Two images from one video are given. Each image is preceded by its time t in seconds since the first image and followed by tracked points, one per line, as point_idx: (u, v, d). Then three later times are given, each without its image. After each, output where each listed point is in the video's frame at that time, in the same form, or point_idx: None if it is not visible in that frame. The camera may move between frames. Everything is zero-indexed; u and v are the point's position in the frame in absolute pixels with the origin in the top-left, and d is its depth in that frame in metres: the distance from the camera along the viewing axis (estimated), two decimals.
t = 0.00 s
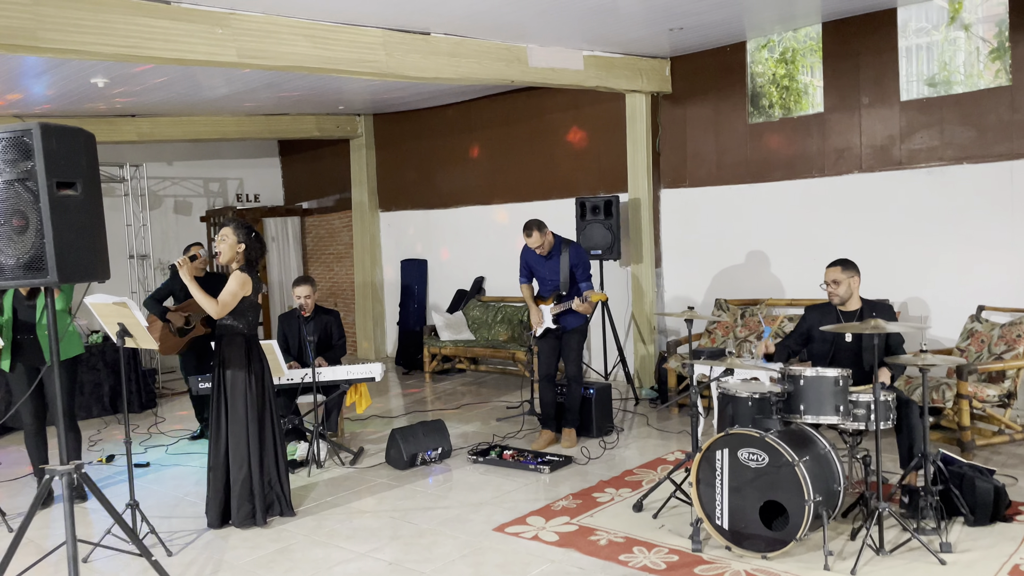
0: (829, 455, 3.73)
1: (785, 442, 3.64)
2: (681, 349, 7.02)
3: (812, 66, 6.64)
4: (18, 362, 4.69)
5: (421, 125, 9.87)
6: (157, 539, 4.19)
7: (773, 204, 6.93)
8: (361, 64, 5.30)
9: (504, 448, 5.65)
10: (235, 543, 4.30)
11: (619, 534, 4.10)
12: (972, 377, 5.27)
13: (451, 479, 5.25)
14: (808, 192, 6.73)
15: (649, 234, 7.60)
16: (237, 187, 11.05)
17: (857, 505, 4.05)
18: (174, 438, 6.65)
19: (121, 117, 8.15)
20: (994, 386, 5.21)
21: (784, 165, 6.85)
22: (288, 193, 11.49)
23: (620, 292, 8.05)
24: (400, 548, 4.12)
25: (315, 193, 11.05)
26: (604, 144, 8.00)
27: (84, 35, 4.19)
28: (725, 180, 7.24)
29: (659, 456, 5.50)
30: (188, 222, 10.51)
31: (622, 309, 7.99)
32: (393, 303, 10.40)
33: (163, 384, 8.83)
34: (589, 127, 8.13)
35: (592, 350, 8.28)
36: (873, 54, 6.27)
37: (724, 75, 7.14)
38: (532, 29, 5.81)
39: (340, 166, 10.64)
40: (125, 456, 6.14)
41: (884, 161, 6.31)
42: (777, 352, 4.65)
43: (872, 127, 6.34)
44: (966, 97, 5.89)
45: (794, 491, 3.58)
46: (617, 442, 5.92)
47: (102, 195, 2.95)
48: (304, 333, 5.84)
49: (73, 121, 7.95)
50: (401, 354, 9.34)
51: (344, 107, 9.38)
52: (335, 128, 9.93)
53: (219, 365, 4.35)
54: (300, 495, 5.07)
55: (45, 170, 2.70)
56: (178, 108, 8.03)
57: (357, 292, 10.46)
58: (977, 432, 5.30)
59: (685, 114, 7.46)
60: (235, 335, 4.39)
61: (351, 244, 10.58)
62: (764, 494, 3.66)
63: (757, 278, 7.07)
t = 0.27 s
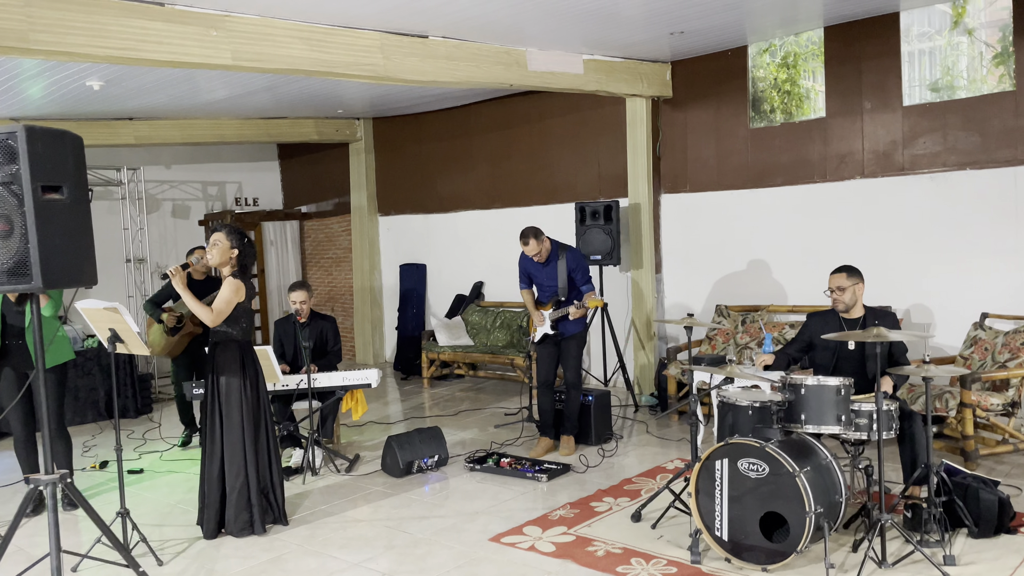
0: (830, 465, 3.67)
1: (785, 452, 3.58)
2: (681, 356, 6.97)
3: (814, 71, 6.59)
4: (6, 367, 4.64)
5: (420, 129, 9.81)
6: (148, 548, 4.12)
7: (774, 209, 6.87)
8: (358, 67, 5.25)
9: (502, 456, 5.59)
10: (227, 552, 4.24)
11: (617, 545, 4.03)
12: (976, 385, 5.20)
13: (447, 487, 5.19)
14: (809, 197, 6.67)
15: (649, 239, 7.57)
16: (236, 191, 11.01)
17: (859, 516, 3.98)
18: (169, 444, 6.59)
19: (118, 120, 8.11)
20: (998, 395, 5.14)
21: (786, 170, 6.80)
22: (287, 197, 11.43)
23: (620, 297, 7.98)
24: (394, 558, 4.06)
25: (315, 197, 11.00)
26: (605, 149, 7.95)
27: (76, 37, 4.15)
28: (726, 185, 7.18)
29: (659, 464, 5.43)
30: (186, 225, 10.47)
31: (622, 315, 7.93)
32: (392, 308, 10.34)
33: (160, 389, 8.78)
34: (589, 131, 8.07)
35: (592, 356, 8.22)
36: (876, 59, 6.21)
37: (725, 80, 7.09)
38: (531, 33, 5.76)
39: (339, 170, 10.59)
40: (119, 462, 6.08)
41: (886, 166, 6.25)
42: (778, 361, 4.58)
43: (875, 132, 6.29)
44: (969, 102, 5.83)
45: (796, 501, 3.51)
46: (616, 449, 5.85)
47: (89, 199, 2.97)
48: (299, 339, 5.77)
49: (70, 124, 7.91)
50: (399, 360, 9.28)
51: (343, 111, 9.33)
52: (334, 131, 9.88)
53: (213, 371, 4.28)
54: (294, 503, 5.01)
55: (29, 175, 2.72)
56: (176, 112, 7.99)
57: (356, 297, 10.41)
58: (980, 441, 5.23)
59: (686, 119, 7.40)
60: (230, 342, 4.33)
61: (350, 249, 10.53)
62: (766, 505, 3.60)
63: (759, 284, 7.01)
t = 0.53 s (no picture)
0: (832, 474, 3.63)
1: (786, 462, 3.55)
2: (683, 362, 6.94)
3: (817, 77, 6.56)
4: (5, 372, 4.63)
5: (422, 134, 9.80)
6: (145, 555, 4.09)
7: (776, 216, 6.85)
8: (358, 73, 5.23)
9: (501, 463, 5.56)
10: (224, 560, 4.21)
11: (617, 554, 4.00)
12: (979, 394, 5.16)
13: (446, 494, 5.16)
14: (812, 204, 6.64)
15: (650, 244, 7.51)
16: (237, 195, 11.00)
17: (861, 526, 3.94)
18: (167, 449, 6.57)
19: (119, 124, 8.11)
20: (1001, 404, 5.11)
21: (788, 177, 6.77)
22: (288, 201, 11.42)
23: (622, 303, 7.95)
24: (392, 566, 4.03)
25: (316, 201, 10.99)
26: (606, 154, 7.93)
27: (75, 42, 4.14)
28: (728, 191, 7.15)
29: (659, 472, 5.40)
30: (187, 230, 10.47)
31: (623, 321, 7.90)
32: (393, 313, 10.32)
33: (160, 393, 8.75)
34: (591, 136, 8.05)
35: (593, 362, 8.18)
36: (879, 65, 6.19)
37: (727, 86, 7.07)
38: (532, 38, 5.75)
39: (340, 175, 10.58)
40: (117, 468, 6.05)
41: (889, 173, 6.22)
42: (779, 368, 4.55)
43: (877, 139, 6.26)
44: (973, 109, 5.80)
45: (797, 511, 3.48)
46: (616, 457, 5.82)
47: (82, 206, 3.01)
48: (298, 344, 5.75)
49: (71, 129, 7.91)
50: (400, 365, 9.26)
51: (344, 116, 9.32)
52: (336, 136, 9.86)
53: (211, 377, 4.26)
54: (292, 510, 4.98)
55: (25, 180, 2.74)
56: (177, 116, 7.98)
57: (357, 302, 10.39)
58: (983, 450, 5.19)
59: (688, 125, 7.38)
60: (228, 348, 4.31)
61: (352, 254, 10.51)
62: (768, 514, 3.56)
63: (760, 291, 6.98)
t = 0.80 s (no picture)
0: (832, 483, 3.61)
1: (785, 470, 3.52)
2: (682, 368, 6.93)
3: (817, 83, 6.55)
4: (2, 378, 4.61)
5: (421, 139, 9.79)
6: (140, 562, 4.07)
7: (776, 221, 6.83)
8: (357, 78, 5.22)
9: (499, 470, 5.54)
10: (219, 567, 4.19)
11: (615, 562, 3.98)
12: (979, 401, 5.14)
13: (444, 501, 5.13)
14: (811, 210, 6.63)
15: (649, 250, 7.52)
16: (236, 200, 11.00)
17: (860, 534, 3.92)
18: (164, 455, 6.55)
19: (118, 129, 8.10)
20: (1002, 411, 5.08)
21: (787, 183, 6.76)
22: (287, 206, 11.41)
23: (621, 309, 7.94)
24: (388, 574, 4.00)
25: (315, 206, 10.98)
26: (606, 159, 7.91)
27: (72, 47, 4.13)
28: (727, 197, 7.14)
29: (657, 479, 5.38)
30: (186, 234, 10.47)
31: (622, 327, 7.89)
32: (392, 318, 10.30)
33: (158, 398, 8.74)
34: (590, 141, 8.04)
35: (592, 368, 8.17)
36: (878, 71, 6.18)
37: (727, 91, 7.06)
38: (531, 44, 5.74)
39: (340, 179, 10.57)
40: (113, 473, 6.03)
41: (889, 179, 6.21)
42: (778, 376, 4.53)
43: (877, 145, 6.24)
44: (973, 115, 5.79)
45: (796, 520, 3.46)
46: (615, 463, 5.79)
47: (78, 212, 2.99)
48: (296, 350, 5.73)
49: (69, 133, 7.90)
50: (399, 370, 9.25)
51: (343, 121, 9.31)
52: (335, 141, 9.85)
53: (208, 383, 4.24)
54: (289, 516, 4.96)
55: (18, 187, 2.73)
56: (176, 121, 7.98)
57: (356, 307, 10.37)
58: (984, 458, 5.17)
59: (687, 131, 7.37)
60: (226, 352, 4.29)
61: (351, 258, 10.50)
62: (766, 523, 3.54)
63: (760, 297, 6.96)
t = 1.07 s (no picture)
0: (824, 490, 3.61)
1: (778, 477, 3.52)
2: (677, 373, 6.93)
3: (811, 89, 6.57)
4: None
5: (417, 143, 9.79)
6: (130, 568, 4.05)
7: (770, 228, 6.84)
8: (352, 82, 5.22)
9: (493, 475, 5.52)
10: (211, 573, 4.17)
11: (608, 569, 3.97)
12: (973, 408, 5.15)
13: (437, 507, 5.12)
14: (805, 216, 6.64)
15: (644, 256, 7.44)
16: (231, 204, 10.99)
17: (854, 541, 3.92)
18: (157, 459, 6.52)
19: (113, 132, 8.09)
20: (995, 418, 5.09)
21: (782, 189, 6.77)
22: (283, 210, 11.40)
23: (616, 314, 7.94)
24: None
25: (311, 210, 10.96)
26: (601, 164, 7.92)
27: (65, 50, 4.12)
28: (722, 203, 7.15)
29: (651, 485, 5.37)
30: (181, 238, 10.46)
31: (617, 332, 7.88)
32: (387, 323, 10.28)
33: (151, 402, 8.71)
34: (585, 147, 8.05)
35: (587, 373, 8.16)
36: (872, 78, 6.19)
37: (722, 97, 7.07)
38: (526, 49, 5.74)
39: (335, 184, 10.56)
40: (106, 478, 6.00)
41: (883, 186, 6.22)
42: (772, 381, 4.54)
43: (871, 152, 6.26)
44: (966, 122, 5.81)
45: (789, 527, 3.45)
46: (609, 469, 5.78)
47: (70, 215, 2.98)
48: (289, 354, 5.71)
49: (64, 137, 7.89)
50: (393, 375, 9.23)
51: (339, 125, 9.30)
52: (331, 145, 9.84)
53: (200, 388, 4.22)
54: (281, 521, 4.94)
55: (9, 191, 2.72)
56: (171, 124, 7.97)
57: (351, 311, 10.35)
58: (977, 465, 5.17)
59: (682, 136, 7.38)
60: (218, 357, 4.27)
61: (346, 262, 10.49)
62: (759, 530, 3.54)
63: (755, 303, 6.96)
